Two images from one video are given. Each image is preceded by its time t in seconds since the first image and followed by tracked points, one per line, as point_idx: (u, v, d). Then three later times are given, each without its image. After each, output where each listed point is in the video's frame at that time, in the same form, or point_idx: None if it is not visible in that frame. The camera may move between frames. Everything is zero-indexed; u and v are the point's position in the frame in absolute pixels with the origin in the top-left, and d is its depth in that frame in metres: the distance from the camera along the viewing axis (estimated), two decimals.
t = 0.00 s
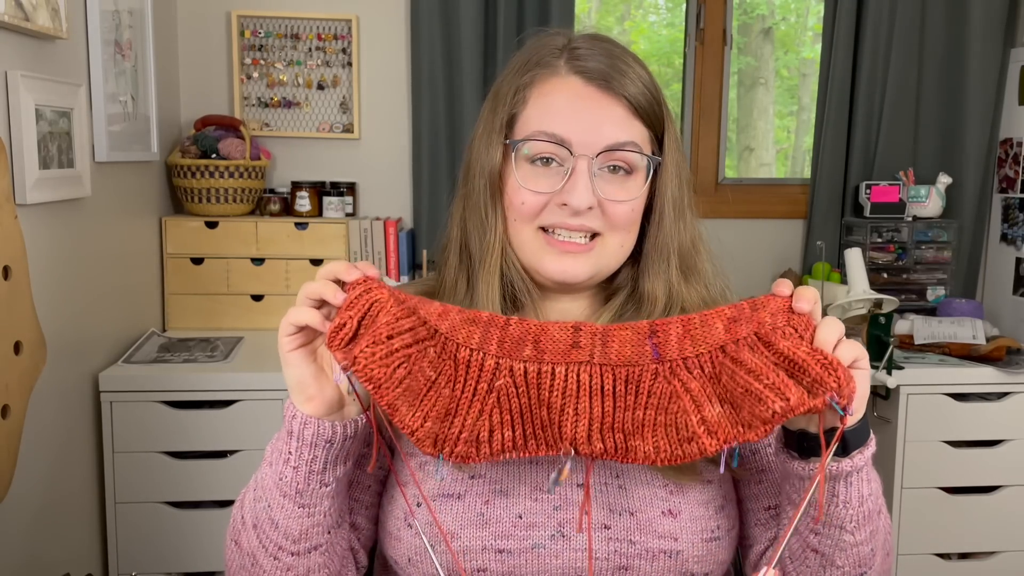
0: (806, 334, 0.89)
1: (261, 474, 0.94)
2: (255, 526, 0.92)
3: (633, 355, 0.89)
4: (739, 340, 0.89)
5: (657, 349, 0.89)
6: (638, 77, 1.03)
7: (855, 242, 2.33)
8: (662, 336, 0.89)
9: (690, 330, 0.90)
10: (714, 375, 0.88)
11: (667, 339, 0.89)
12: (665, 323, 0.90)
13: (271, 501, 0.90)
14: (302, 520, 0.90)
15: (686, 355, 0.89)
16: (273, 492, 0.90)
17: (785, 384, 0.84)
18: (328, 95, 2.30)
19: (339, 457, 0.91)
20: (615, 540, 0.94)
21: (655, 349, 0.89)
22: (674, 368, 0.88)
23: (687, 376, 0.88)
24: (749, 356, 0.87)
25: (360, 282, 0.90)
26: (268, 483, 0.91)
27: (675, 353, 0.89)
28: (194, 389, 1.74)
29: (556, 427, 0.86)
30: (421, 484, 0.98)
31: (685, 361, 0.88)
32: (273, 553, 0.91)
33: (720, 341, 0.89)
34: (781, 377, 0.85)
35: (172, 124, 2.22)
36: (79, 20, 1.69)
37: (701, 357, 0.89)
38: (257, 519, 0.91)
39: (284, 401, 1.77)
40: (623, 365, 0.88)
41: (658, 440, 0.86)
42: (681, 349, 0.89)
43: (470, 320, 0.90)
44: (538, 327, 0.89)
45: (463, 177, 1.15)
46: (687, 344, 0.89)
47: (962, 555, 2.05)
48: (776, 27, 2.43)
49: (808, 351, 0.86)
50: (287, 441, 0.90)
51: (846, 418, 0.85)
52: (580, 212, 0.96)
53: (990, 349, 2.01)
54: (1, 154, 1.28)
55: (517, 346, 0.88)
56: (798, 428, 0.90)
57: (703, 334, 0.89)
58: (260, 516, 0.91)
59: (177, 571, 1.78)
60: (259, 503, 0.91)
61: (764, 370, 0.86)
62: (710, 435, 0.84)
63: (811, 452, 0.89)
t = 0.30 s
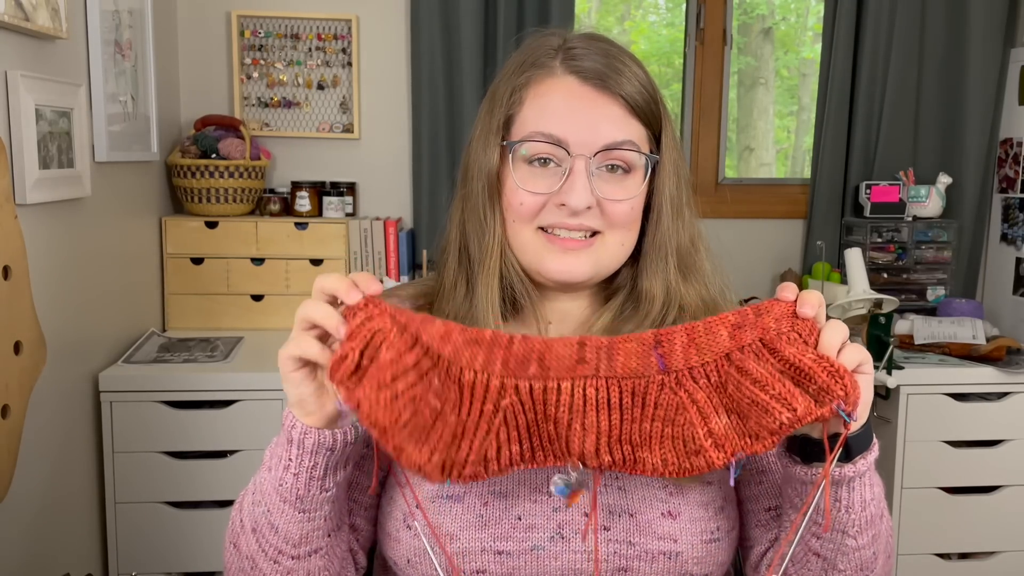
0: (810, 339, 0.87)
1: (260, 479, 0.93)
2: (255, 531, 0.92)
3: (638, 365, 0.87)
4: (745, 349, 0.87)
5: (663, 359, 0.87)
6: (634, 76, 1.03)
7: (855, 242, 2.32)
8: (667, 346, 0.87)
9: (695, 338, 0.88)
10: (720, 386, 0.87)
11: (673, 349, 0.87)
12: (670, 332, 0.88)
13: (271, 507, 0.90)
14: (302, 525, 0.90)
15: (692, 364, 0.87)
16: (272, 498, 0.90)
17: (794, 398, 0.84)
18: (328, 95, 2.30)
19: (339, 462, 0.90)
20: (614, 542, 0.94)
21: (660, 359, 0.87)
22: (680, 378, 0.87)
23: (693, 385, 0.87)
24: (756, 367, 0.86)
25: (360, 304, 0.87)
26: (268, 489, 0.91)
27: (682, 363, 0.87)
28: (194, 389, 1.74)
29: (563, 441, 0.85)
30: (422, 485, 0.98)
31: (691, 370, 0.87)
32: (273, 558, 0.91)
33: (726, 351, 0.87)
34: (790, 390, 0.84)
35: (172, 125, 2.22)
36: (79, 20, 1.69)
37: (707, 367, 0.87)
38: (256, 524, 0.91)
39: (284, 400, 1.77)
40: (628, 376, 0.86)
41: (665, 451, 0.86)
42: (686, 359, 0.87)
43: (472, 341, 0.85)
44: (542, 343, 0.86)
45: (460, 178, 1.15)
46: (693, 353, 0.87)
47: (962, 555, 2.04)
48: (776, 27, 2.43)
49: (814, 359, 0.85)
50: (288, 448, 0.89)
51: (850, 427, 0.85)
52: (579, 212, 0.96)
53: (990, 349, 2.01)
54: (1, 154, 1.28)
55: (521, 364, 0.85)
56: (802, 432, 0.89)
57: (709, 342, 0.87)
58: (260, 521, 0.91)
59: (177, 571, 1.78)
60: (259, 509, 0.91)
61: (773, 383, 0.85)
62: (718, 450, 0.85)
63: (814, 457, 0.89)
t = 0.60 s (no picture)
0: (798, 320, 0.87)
1: (266, 479, 0.93)
2: (258, 531, 0.91)
3: (636, 352, 0.90)
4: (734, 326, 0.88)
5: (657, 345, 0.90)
6: (617, 66, 1.04)
7: (855, 242, 2.32)
8: (662, 334, 0.90)
9: (689, 325, 0.90)
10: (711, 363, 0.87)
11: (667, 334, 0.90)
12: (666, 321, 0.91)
13: (275, 506, 0.90)
14: (305, 526, 0.90)
15: (686, 348, 0.89)
16: (277, 497, 0.90)
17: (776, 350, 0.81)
18: (328, 95, 2.30)
19: (345, 463, 0.90)
20: (615, 543, 0.94)
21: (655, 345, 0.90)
22: (676, 362, 0.89)
23: (689, 366, 0.88)
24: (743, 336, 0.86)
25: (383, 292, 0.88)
26: (273, 488, 0.91)
27: (676, 348, 0.89)
28: (194, 389, 1.74)
29: (564, 423, 0.87)
30: (422, 486, 0.97)
31: (687, 357, 0.89)
32: (276, 559, 0.91)
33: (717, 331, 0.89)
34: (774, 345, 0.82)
35: (172, 124, 2.22)
36: (79, 20, 1.69)
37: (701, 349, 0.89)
38: (260, 524, 0.91)
39: (284, 401, 1.77)
40: (626, 362, 0.89)
41: (662, 426, 0.86)
42: (680, 343, 0.89)
43: (482, 324, 0.91)
44: (546, 329, 0.91)
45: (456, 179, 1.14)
46: (688, 338, 0.89)
47: (962, 555, 2.04)
48: (776, 27, 2.44)
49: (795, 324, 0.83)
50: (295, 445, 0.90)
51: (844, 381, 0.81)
52: (575, 204, 0.96)
53: (990, 349, 2.01)
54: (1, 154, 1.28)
55: (526, 346, 0.90)
56: (802, 417, 0.89)
57: (701, 327, 0.90)
58: (264, 522, 0.91)
59: (177, 572, 1.78)
60: (263, 509, 0.91)
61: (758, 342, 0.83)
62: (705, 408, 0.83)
63: (815, 441, 0.87)
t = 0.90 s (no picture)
0: (848, 387, 0.77)
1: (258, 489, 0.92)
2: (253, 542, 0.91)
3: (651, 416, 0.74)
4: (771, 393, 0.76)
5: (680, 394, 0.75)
6: (603, 75, 1.00)
7: (855, 242, 2.33)
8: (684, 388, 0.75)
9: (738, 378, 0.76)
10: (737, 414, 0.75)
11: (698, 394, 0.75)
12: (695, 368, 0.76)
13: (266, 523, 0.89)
14: (296, 538, 0.89)
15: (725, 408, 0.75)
16: (267, 511, 0.88)
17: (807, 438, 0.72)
18: (328, 95, 2.30)
19: (333, 479, 0.87)
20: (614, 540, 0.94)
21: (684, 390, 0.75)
22: (705, 419, 0.74)
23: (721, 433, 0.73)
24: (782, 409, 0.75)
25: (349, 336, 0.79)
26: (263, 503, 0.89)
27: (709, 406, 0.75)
28: (194, 389, 1.74)
29: (575, 486, 0.71)
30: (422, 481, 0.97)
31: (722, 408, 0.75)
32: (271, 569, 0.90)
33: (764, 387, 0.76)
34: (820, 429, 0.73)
35: (172, 125, 2.22)
36: (79, 20, 1.69)
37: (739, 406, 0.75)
38: (254, 535, 0.90)
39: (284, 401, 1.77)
40: (644, 414, 0.74)
41: (693, 495, 0.70)
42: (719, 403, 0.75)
43: (472, 372, 0.76)
44: (548, 375, 0.75)
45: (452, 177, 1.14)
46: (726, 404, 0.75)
47: (962, 555, 2.04)
48: (776, 27, 2.44)
49: (852, 415, 0.73)
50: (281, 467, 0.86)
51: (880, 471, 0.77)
52: (567, 223, 0.94)
53: (990, 349, 2.01)
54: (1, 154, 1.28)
55: (526, 397, 0.74)
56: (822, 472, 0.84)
57: (735, 383, 0.75)
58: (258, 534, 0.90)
59: (177, 571, 1.78)
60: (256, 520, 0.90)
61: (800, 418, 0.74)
62: (762, 490, 0.69)
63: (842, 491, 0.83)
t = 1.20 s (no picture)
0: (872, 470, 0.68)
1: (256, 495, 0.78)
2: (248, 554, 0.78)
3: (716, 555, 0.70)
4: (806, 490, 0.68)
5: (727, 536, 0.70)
6: (615, 77, 0.99)
7: (855, 242, 2.33)
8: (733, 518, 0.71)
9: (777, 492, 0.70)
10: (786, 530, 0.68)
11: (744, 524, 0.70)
12: (733, 505, 0.71)
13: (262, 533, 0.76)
14: (298, 546, 0.77)
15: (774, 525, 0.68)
16: (265, 527, 0.75)
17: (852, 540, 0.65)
18: (328, 95, 2.30)
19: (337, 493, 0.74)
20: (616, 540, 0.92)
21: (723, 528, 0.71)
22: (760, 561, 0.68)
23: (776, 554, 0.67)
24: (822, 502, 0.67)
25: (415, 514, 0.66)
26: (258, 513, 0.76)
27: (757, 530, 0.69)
28: (194, 388, 1.74)
29: None
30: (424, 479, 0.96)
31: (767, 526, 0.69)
32: None
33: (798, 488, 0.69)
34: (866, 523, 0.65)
35: (172, 125, 2.22)
36: (79, 20, 1.69)
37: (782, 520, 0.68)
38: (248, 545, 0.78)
39: (284, 401, 1.77)
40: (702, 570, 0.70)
41: None
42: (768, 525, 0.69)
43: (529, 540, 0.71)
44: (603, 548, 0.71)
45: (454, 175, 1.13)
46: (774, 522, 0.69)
47: (962, 555, 2.05)
48: (776, 27, 2.44)
49: (883, 502, 0.65)
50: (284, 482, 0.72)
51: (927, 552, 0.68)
52: (578, 228, 0.94)
53: (990, 349, 2.02)
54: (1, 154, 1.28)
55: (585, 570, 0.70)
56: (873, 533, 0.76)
57: (773, 502, 0.69)
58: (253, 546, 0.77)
59: (178, 571, 1.78)
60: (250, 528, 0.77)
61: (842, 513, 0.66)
62: None
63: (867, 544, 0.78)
